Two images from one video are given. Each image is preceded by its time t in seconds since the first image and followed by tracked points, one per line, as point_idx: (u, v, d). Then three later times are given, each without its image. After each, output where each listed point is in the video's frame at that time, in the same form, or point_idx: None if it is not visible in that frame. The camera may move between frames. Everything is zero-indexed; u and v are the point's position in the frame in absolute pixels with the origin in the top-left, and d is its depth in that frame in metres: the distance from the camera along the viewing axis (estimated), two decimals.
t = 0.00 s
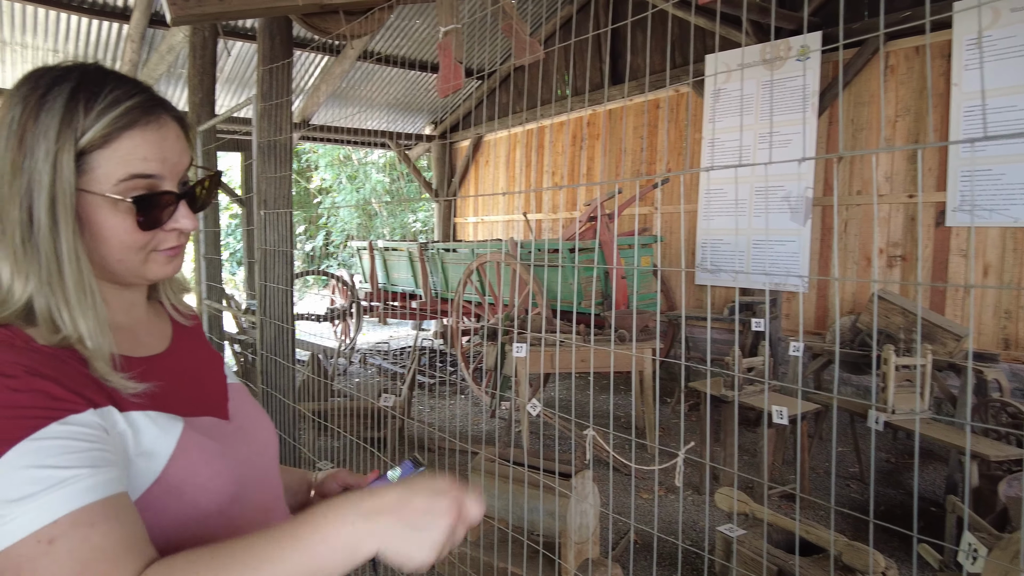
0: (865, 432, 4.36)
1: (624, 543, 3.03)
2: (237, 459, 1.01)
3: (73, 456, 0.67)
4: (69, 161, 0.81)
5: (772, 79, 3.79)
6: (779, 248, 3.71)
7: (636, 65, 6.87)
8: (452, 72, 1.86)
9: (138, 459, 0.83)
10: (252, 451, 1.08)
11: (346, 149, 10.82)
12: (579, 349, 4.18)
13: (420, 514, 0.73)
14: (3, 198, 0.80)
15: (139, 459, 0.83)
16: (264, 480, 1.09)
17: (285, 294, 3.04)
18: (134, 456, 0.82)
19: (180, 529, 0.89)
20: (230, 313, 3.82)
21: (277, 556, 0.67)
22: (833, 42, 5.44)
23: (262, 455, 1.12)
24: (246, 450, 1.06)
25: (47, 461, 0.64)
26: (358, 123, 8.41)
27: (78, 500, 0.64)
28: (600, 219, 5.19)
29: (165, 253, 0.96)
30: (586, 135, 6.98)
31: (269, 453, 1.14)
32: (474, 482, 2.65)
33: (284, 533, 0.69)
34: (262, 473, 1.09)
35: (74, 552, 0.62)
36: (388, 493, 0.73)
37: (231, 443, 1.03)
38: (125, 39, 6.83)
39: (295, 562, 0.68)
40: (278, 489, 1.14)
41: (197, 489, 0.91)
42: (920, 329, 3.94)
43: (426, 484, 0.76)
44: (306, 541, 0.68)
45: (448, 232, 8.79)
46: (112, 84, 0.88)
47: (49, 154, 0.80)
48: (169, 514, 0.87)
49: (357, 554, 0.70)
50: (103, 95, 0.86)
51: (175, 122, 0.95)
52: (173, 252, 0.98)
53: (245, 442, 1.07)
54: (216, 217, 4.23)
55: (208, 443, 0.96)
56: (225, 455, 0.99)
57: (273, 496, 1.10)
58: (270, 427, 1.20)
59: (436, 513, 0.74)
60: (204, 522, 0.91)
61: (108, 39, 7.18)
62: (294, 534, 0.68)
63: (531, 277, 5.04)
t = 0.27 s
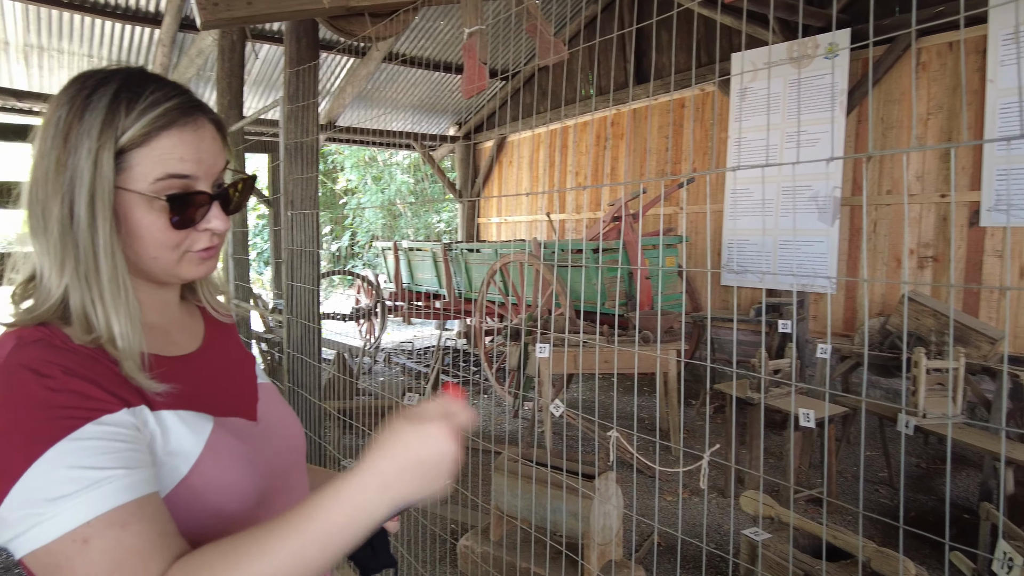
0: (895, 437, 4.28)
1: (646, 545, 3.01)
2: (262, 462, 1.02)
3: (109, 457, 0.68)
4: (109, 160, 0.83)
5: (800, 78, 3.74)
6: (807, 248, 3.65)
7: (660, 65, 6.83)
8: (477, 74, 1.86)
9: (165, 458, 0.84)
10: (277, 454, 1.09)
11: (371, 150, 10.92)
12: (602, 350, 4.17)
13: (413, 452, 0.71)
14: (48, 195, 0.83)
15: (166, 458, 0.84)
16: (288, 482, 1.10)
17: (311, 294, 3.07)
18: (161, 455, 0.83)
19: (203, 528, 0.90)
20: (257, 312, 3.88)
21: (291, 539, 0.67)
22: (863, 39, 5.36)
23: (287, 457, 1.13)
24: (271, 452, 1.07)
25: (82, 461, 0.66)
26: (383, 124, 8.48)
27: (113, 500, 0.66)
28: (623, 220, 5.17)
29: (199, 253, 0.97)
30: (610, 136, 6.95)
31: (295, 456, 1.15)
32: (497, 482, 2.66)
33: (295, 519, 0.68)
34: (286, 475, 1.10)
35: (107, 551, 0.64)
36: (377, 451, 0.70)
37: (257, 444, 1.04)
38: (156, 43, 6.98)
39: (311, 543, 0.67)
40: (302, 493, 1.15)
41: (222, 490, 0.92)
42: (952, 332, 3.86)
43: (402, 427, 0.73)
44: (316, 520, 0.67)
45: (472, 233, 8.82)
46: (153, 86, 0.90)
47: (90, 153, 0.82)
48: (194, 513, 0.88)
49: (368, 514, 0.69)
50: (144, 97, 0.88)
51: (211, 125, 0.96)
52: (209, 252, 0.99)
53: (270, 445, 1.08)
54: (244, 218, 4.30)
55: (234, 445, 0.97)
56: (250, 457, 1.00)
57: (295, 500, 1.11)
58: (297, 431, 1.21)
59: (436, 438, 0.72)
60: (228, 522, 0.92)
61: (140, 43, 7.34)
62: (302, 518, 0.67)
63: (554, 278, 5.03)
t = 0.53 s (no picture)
0: (917, 440, 4.21)
1: (662, 545, 3.00)
2: (270, 461, 1.04)
3: (112, 455, 0.71)
4: (121, 146, 0.86)
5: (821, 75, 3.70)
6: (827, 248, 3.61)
7: (680, 63, 6.79)
8: (490, 73, 1.85)
9: (170, 457, 0.86)
10: (288, 452, 1.11)
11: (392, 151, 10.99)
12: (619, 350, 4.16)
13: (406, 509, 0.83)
14: (68, 187, 0.86)
15: (170, 457, 0.87)
16: (297, 482, 1.12)
17: (329, 293, 3.11)
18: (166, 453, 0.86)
19: (206, 525, 0.92)
20: (277, 311, 3.94)
21: (296, 552, 0.75)
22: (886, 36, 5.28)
23: (299, 456, 1.14)
24: (281, 451, 1.09)
25: (87, 457, 0.69)
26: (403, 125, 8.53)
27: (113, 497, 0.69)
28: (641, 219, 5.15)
29: (207, 241, 0.98)
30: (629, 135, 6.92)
31: (306, 455, 1.17)
32: (510, 479, 2.67)
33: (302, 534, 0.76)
34: (296, 474, 1.12)
35: (100, 549, 0.67)
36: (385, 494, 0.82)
37: (267, 443, 1.06)
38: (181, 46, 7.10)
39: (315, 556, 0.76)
40: (312, 491, 1.16)
41: (224, 491, 0.94)
42: (977, 333, 3.79)
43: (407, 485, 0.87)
44: (320, 540, 0.76)
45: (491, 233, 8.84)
46: (163, 79, 0.94)
47: (104, 141, 0.85)
48: (195, 511, 0.91)
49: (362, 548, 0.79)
50: (154, 87, 0.91)
51: (218, 116, 0.99)
52: (218, 239, 0.99)
53: (281, 443, 1.10)
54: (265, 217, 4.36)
55: (243, 444, 0.99)
56: (258, 457, 1.01)
57: (304, 498, 1.12)
58: (310, 429, 1.23)
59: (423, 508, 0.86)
60: (230, 520, 0.94)
61: (165, 46, 7.48)
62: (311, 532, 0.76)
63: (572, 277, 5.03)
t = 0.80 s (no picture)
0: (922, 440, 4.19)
1: (661, 544, 3.00)
2: (248, 451, 1.06)
3: (96, 431, 0.71)
4: (67, 132, 0.94)
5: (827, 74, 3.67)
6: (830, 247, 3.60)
7: (685, 63, 6.77)
8: (483, 69, 1.86)
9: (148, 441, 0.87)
10: (267, 444, 1.13)
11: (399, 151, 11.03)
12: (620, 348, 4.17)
13: (413, 481, 0.74)
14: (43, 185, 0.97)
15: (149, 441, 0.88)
16: (275, 475, 1.13)
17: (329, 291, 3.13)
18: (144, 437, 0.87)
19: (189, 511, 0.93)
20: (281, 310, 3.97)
21: (296, 527, 0.70)
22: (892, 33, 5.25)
23: (276, 450, 1.16)
24: (259, 442, 1.11)
25: (70, 434, 0.69)
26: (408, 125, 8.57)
27: (101, 470, 0.68)
28: (645, 218, 5.14)
29: (145, 229, 0.98)
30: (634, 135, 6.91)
31: (285, 448, 1.19)
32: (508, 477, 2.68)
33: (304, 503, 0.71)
34: (273, 466, 1.13)
35: (92, 521, 0.66)
36: (398, 462, 0.74)
37: (244, 434, 1.08)
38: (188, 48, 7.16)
39: (314, 529, 0.70)
40: (291, 484, 1.19)
41: (204, 475, 0.95)
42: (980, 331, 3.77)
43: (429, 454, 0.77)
44: (305, 523, 0.70)
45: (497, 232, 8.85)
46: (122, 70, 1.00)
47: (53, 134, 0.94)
48: (179, 496, 0.92)
49: (364, 524, 0.72)
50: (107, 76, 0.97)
51: (175, 100, 1.02)
52: (160, 227, 1.00)
53: (259, 434, 1.12)
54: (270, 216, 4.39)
55: (219, 433, 1.00)
56: (236, 447, 1.03)
57: (283, 490, 1.15)
58: (290, 423, 1.25)
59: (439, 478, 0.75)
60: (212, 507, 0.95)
61: (173, 47, 7.54)
62: (312, 503, 0.71)
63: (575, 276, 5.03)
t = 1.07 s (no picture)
0: (913, 438, 4.20)
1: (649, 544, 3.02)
2: (214, 451, 1.07)
3: (51, 431, 0.71)
4: (28, 125, 0.95)
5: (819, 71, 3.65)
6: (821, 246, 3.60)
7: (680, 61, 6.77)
8: (465, 66, 1.87)
9: (113, 440, 0.88)
10: (233, 443, 1.14)
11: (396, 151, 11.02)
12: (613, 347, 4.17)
13: (347, 450, 0.80)
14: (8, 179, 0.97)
15: (113, 440, 0.88)
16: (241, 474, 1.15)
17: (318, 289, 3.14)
18: (108, 437, 0.87)
19: (153, 509, 0.94)
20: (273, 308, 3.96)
21: (235, 511, 0.72)
22: (886, 31, 5.25)
23: (243, 447, 1.17)
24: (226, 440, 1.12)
25: (26, 434, 0.69)
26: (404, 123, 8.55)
27: (50, 472, 0.68)
28: (639, 217, 5.14)
29: (112, 221, 0.98)
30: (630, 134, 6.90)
31: (252, 446, 1.20)
32: (496, 475, 2.69)
33: (236, 493, 0.73)
34: (239, 465, 1.14)
35: (40, 526, 0.66)
36: (323, 441, 0.79)
37: (211, 432, 1.09)
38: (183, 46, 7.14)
39: (253, 513, 0.73)
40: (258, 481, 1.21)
41: (169, 475, 0.96)
42: (970, 329, 3.79)
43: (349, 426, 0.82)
44: (252, 495, 0.73)
45: (493, 232, 8.86)
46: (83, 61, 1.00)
47: (18, 129, 0.95)
48: (143, 495, 0.92)
49: (304, 497, 0.76)
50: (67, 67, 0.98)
51: (136, 89, 1.03)
52: (127, 216, 1.00)
53: (226, 433, 1.13)
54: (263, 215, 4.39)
55: (186, 432, 1.01)
56: (202, 447, 1.04)
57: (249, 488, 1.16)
58: (257, 421, 1.26)
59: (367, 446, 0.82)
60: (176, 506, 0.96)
61: (167, 46, 7.52)
62: (245, 492, 0.73)
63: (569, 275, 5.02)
